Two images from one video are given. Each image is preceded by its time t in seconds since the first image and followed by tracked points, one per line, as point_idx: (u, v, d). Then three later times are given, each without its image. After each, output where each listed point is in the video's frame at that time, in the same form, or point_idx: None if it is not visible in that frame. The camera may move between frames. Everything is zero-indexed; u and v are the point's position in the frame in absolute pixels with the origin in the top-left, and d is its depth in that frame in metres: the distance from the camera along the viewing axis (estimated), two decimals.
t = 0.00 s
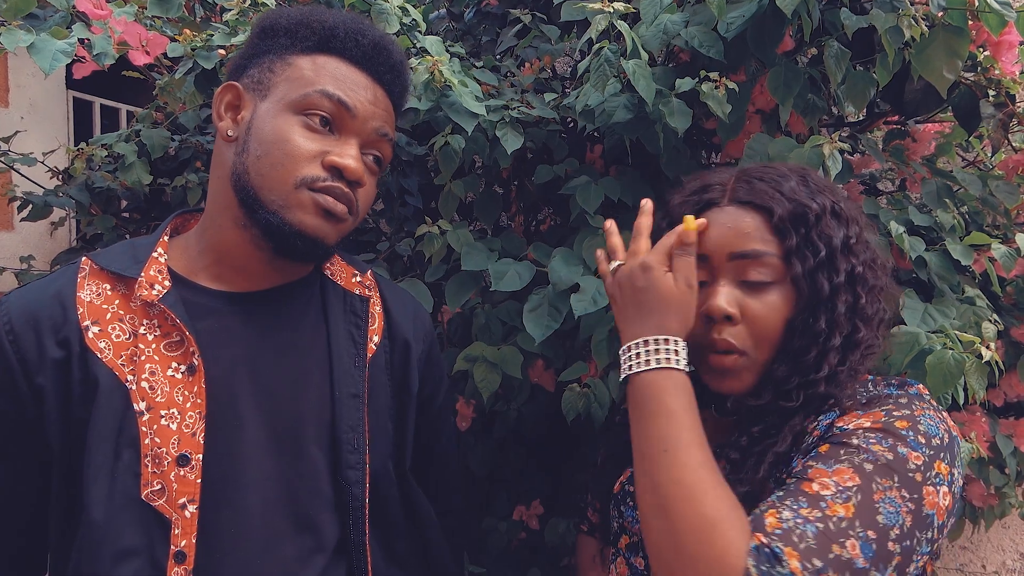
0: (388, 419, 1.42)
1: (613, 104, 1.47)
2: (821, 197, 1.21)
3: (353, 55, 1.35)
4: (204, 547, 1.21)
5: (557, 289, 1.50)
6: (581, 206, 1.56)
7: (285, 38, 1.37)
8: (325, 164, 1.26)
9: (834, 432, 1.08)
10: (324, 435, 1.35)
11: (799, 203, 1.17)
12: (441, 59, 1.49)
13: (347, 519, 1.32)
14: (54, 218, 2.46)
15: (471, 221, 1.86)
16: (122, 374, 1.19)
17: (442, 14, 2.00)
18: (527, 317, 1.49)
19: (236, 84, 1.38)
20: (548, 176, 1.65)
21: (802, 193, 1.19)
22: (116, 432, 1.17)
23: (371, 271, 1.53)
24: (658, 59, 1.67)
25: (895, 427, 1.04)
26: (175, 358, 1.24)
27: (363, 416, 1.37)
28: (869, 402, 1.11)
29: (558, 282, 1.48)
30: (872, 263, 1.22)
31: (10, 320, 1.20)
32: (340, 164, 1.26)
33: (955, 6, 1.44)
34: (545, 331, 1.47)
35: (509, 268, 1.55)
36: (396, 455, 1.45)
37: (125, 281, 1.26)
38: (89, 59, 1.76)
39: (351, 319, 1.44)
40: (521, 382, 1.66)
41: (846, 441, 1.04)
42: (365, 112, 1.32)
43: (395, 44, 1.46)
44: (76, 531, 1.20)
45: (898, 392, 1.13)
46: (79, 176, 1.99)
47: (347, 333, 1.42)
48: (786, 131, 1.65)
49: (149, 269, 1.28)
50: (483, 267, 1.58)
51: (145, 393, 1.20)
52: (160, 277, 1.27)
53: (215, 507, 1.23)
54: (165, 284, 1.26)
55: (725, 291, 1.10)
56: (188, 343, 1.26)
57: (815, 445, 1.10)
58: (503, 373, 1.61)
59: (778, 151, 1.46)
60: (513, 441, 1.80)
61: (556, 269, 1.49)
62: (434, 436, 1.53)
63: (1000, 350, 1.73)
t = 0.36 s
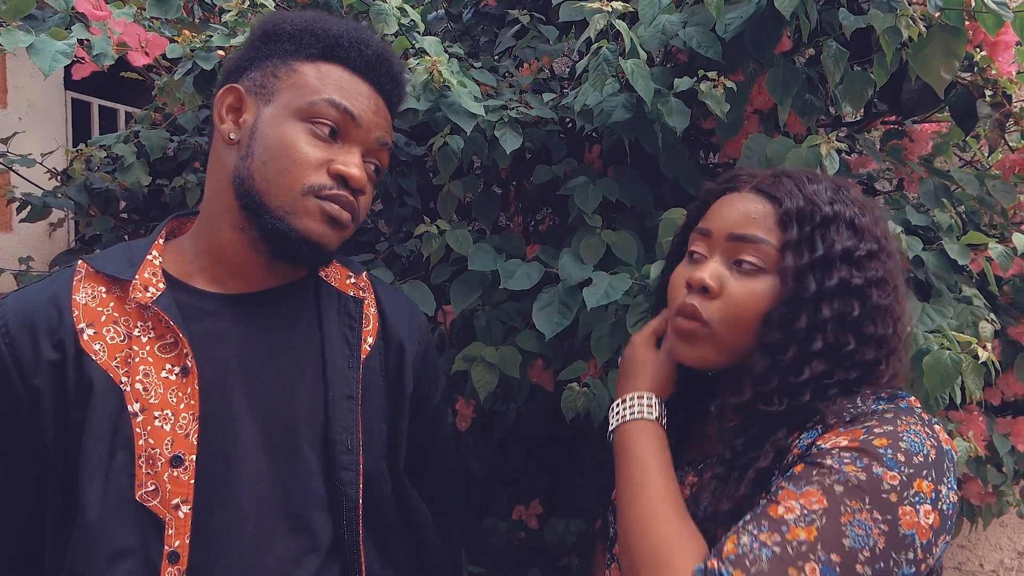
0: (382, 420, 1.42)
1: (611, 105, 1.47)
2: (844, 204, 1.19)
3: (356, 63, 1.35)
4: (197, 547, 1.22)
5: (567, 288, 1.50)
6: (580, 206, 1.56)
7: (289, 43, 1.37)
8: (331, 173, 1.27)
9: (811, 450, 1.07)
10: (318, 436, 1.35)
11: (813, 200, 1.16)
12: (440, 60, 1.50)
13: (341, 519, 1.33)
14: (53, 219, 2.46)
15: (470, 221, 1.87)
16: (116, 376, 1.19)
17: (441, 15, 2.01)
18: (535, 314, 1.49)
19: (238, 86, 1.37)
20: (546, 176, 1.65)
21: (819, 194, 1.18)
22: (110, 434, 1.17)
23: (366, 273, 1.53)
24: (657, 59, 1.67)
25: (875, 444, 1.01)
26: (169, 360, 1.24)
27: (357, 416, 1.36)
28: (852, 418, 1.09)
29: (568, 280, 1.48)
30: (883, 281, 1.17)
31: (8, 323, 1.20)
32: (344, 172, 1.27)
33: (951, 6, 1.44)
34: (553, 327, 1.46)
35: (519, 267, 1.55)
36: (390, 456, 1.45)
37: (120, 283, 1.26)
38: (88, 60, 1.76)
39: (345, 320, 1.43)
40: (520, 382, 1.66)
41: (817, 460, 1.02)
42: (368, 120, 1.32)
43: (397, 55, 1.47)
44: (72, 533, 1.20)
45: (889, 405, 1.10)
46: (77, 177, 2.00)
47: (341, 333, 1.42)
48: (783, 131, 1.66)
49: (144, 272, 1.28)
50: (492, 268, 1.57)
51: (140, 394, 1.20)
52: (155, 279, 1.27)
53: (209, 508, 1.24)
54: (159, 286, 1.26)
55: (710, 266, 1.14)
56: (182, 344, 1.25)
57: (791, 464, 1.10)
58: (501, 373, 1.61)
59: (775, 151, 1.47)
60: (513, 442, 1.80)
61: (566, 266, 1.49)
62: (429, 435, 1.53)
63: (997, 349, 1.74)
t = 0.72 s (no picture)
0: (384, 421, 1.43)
1: (609, 104, 1.46)
2: (820, 183, 1.12)
3: (365, 68, 1.35)
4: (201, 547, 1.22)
5: (561, 285, 1.51)
6: (577, 205, 1.57)
7: (298, 45, 1.37)
8: (340, 178, 1.27)
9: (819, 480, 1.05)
10: (320, 436, 1.35)
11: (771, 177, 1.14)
12: (437, 59, 1.50)
13: (342, 518, 1.33)
14: (51, 219, 2.45)
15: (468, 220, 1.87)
16: (121, 376, 1.19)
17: (439, 14, 2.01)
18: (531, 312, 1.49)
19: (246, 87, 1.37)
20: (544, 176, 1.65)
21: (791, 171, 1.14)
22: (115, 435, 1.18)
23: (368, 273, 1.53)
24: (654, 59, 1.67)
25: (889, 473, 0.99)
26: (173, 360, 1.24)
27: (359, 417, 1.37)
28: (859, 434, 1.06)
29: (563, 277, 1.48)
30: (846, 269, 1.08)
31: (10, 323, 1.19)
32: (352, 177, 1.28)
33: (949, 6, 1.43)
34: (548, 324, 1.46)
35: (513, 265, 1.55)
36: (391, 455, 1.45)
37: (124, 284, 1.26)
38: (87, 60, 1.76)
39: (347, 321, 1.44)
40: (519, 382, 1.66)
41: (830, 497, 1.00)
42: (376, 125, 1.33)
43: (403, 61, 1.47)
44: (73, 533, 1.21)
45: (892, 412, 1.08)
46: (75, 176, 2.00)
47: (343, 334, 1.42)
48: (782, 130, 1.65)
49: (148, 272, 1.27)
50: (487, 266, 1.58)
51: (145, 395, 1.20)
52: (158, 280, 1.27)
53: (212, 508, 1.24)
54: (163, 287, 1.26)
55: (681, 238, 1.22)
56: (186, 345, 1.25)
57: (799, 492, 1.08)
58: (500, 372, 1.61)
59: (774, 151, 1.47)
60: (512, 442, 1.80)
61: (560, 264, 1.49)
62: (430, 435, 1.53)
63: (994, 348, 1.75)
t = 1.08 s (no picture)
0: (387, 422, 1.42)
1: (607, 105, 1.46)
2: (765, 197, 1.07)
3: (367, 65, 1.35)
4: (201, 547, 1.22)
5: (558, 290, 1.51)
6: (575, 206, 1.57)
7: (301, 42, 1.37)
8: (340, 176, 1.27)
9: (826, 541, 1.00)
10: (322, 437, 1.35)
11: (716, 190, 1.11)
12: (436, 59, 1.50)
13: (344, 519, 1.33)
14: (49, 218, 2.45)
15: (467, 220, 1.87)
16: (124, 376, 1.20)
17: (438, 14, 2.01)
18: (528, 317, 1.49)
19: (249, 85, 1.38)
20: (542, 176, 1.65)
21: (738, 186, 1.10)
22: (117, 435, 1.18)
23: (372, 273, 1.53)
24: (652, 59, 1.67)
25: (898, 536, 0.92)
26: (176, 361, 1.24)
27: (361, 419, 1.36)
28: (864, 485, 0.99)
29: (559, 283, 1.48)
30: (776, 298, 1.04)
31: (15, 323, 1.20)
32: (351, 176, 1.27)
33: (947, 8, 1.45)
34: (547, 331, 1.47)
35: (511, 268, 1.55)
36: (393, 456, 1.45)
37: (127, 284, 1.26)
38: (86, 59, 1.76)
39: (350, 322, 1.43)
40: (515, 382, 1.67)
41: (838, 563, 0.95)
42: (377, 123, 1.33)
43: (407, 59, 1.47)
44: (76, 534, 1.20)
45: (899, 454, 1.00)
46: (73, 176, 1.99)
47: (346, 334, 1.42)
48: (782, 131, 1.67)
49: (151, 272, 1.27)
50: (486, 268, 1.58)
51: (147, 395, 1.20)
52: (162, 280, 1.27)
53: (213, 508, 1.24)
54: (166, 287, 1.26)
55: (643, 253, 1.23)
56: (189, 345, 1.25)
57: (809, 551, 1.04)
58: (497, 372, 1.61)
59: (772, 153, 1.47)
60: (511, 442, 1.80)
61: (557, 270, 1.48)
62: (432, 436, 1.52)
63: (992, 349, 1.75)
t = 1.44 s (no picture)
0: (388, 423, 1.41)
1: (603, 104, 1.46)
2: (766, 215, 1.06)
3: (366, 61, 1.35)
4: (201, 547, 1.21)
5: (556, 287, 1.51)
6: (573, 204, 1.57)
7: (301, 38, 1.37)
8: (338, 175, 1.27)
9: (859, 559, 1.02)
10: (322, 437, 1.35)
11: (715, 211, 1.11)
12: (433, 58, 1.49)
13: (344, 521, 1.32)
14: (46, 217, 2.45)
15: (464, 219, 1.86)
16: (123, 376, 1.19)
17: (436, 13, 2.01)
18: (526, 313, 1.50)
19: (248, 81, 1.38)
20: (539, 175, 1.66)
21: (739, 205, 1.10)
22: (116, 435, 1.17)
23: (376, 273, 1.52)
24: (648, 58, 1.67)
25: (936, 560, 0.94)
26: (175, 361, 1.24)
27: (361, 420, 1.36)
28: (900, 503, 1.01)
29: (557, 279, 1.49)
30: (789, 319, 1.04)
31: (16, 322, 1.20)
32: (349, 174, 1.27)
33: (944, 6, 1.45)
34: (543, 327, 1.47)
35: (509, 265, 1.56)
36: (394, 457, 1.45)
37: (127, 283, 1.26)
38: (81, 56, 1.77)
39: (351, 321, 1.43)
40: (513, 381, 1.66)
41: None
42: (377, 121, 1.32)
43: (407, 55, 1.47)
44: (76, 534, 1.20)
45: (938, 473, 1.00)
46: (70, 175, 1.99)
47: (347, 334, 1.41)
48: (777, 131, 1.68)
49: (151, 272, 1.27)
50: (484, 265, 1.59)
51: (146, 395, 1.20)
52: (162, 279, 1.27)
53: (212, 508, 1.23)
54: (166, 286, 1.26)
55: (655, 273, 1.23)
56: (188, 345, 1.25)
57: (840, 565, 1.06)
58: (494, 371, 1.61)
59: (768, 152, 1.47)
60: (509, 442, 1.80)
61: (555, 268, 1.50)
62: (434, 437, 1.52)
63: (988, 349, 1.75)
